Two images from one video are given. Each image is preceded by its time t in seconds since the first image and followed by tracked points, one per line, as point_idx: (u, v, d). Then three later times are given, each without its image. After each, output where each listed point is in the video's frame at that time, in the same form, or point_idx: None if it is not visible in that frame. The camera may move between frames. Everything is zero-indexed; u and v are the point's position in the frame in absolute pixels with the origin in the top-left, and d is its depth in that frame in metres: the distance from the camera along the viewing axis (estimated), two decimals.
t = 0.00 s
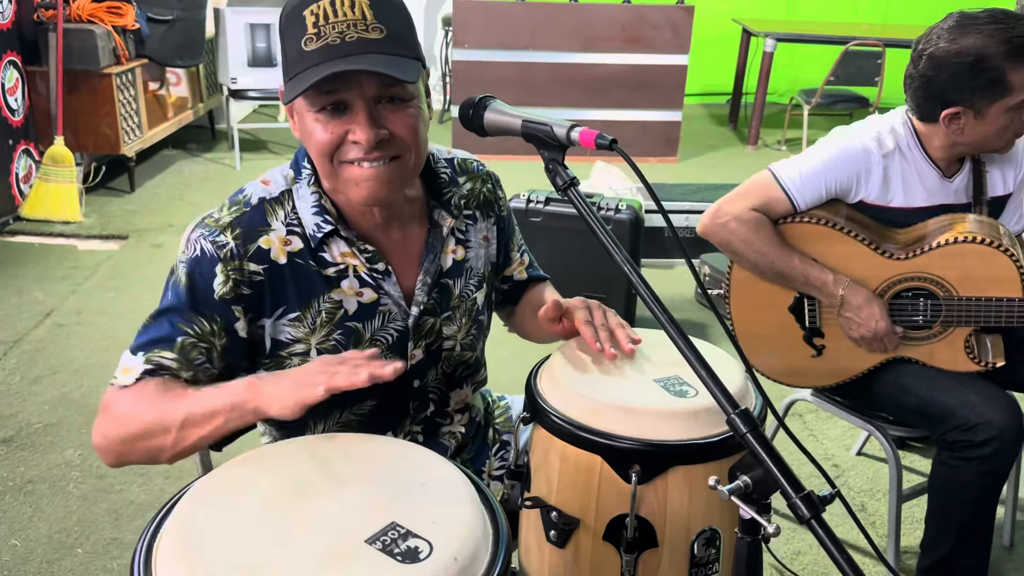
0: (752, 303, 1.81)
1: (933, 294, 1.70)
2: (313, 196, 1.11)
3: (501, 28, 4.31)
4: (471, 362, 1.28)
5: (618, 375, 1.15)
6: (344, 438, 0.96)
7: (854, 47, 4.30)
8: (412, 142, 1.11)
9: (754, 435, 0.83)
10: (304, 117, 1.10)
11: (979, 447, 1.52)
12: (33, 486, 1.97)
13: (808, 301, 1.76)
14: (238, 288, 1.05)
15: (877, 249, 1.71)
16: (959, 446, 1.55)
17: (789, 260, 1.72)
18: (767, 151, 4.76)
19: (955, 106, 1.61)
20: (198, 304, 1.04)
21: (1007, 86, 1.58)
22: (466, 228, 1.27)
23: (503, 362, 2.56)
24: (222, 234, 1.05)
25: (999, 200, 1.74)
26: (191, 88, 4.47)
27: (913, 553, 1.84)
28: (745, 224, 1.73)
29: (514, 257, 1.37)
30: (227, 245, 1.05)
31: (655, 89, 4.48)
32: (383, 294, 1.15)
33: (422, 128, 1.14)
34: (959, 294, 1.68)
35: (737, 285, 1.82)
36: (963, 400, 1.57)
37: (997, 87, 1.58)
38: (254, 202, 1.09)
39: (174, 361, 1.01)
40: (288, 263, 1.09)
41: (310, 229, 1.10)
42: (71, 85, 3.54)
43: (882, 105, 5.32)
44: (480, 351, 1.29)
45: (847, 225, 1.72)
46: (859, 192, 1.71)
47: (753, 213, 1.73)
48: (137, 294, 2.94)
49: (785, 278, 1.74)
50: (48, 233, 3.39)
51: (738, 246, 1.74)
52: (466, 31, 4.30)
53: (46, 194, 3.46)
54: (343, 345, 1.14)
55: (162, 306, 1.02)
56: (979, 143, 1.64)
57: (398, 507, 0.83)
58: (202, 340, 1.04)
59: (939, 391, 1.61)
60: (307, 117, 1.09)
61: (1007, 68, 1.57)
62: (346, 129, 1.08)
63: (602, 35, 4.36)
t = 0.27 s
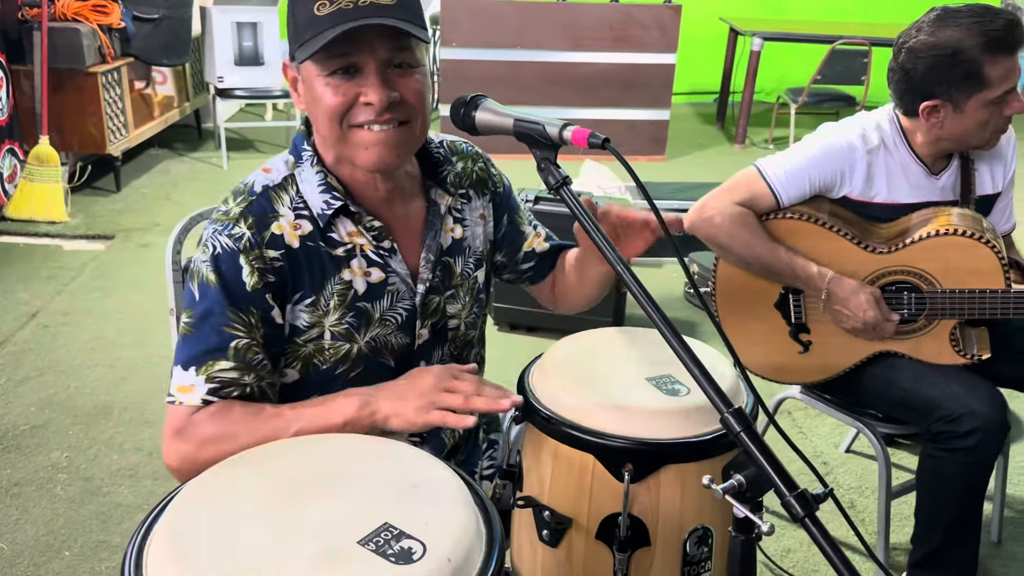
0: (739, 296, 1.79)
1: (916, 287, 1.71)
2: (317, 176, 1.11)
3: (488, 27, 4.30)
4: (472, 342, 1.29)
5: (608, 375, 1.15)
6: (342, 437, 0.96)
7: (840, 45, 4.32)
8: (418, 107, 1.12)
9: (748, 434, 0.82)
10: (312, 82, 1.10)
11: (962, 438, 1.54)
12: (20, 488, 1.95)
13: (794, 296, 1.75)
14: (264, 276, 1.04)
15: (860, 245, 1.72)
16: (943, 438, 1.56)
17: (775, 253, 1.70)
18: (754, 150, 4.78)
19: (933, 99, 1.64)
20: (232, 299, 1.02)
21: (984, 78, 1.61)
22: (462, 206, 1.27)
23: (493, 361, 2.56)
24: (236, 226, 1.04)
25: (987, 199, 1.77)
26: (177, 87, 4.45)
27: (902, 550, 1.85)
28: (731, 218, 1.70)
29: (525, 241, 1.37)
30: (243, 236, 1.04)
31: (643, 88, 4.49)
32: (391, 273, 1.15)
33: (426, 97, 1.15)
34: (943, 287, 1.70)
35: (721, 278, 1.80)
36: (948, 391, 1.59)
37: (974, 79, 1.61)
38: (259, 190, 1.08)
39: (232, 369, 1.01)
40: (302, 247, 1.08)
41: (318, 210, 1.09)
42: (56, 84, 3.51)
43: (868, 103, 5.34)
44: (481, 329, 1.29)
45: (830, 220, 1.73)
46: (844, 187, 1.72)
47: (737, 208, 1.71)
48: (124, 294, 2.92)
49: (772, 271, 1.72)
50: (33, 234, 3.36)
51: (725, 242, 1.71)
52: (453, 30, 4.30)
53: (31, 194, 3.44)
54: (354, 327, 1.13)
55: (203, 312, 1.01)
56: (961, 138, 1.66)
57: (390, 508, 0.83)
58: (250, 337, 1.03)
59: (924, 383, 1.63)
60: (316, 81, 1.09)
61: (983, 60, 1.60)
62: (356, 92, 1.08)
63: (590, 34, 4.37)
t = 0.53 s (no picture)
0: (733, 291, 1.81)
1: (907, 287, 1.72)
2: (336, 163, 1.11)
3: (475, 26, 4.30)
4: (474, 335, 1.28)
5: (598, 373, 1.15)
6: (339, 434, 0.95)
7: (825, 45, 4.35)
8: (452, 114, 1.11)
9: (731, 427, 0.83)
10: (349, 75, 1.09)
11: (949, 440, 1.55)
12: (4, 490, 1.94)
13: (786, 289, 1.77)
14: (273, 259, 1.04)
15: (855, 240, 1.73)
16: (930, 439, 1.57)
17: (777, 245, 1.72)
18: (740, 149, 4.80)
19: (921, 80, 1.67)
20: (239, 277, 1.02)
21: (971, 63, 1.64)
22: (466, 202, 1.26)
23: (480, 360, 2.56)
24: (251, 207, 1.04)
25: (974, 200, 1.79)
26: (162, 87, 4.43)
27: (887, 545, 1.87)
28: (731, 210, 1.72)
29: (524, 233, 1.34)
30: (258, 217, 1.04)
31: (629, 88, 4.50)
32: (400, 262, 1.14)
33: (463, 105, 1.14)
34: (932, 288, 1.71)
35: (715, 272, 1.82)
36: (935, 393, 1.59)
37: (962, 64, 1.65)
38: (277, 174, 1.08)
39: (221, 344, 1.00)
40: (314, 233, 1.08)
41: (335, 196, 1.09)
42: (39, 84, 3.49)
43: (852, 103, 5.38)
44: (484, 323, 1.28)
45: (825, 215, 1.75)
46: (840, 181, 1.74)
47: (737, 199, 1.73)
48: (109, 295, 2.90)
49: (772, 263, 1.73)
50: (16, 234, 3.33)
51: (725, 232, 1.73)
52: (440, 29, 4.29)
53: (15, 194, 3.41)
54: (363, 314, 1.13)
55: (203, 283, 1.00)
56: (944, 125, 1.68)
57: (377, 503, 0.83)
58: (247, 317, 1.02)
59: (911, 384, 1.63)
60: (353, 76, 1.08)
61: (972, 43, 1.63)
62: (393, 92, 1.07)
63: (577, 34, 4.37)
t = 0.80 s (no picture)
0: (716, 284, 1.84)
1: (887, 278, 1.74)
2: (316, 159, 1.13)
3: (457, 28, 4.32)
4: (443, 342, 1.29)
5: (573, 372, 1.16)
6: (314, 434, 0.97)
7: (805, 47, 4.39)
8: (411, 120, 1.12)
9: (695, 422, 0.85)
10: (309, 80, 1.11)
11: (926, 430, 1.58)
12: None
13: (768, 284, 1.79)
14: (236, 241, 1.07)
15: (838, 233, 1.76)
16: (907, 429, 1.60)
17: (754, 240, 1.74)
18: (722, 150, 4.84)
19: (899, 63, 1.74)
20: (195, 251, 1.05)
21: (946, 48, 1.69)
22: (446, 210, 1.27)
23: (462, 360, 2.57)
24: (224, 190, 1.08)
25: (956, 203, 1.82)
26: (144, 89, 4.41)
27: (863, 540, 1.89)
28: (717, 199, 1.73)
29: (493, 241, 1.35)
30: (229, 200, 1.08)
31: (612, 89, 4.53)
32: (375, 261, 1.16)
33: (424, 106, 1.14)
34: (912, 281, 1.73)
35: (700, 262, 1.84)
36: (911, 382, 1.62)
37: (938, 49, 1.69)
38: (257, 165, 1.11)
39: (155, 302, 0.99)
40: (287, 224, 1.11)
41: (313, 190, 1.12)
42: (20, 86, 3.48)
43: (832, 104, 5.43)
44: (452, 329, 1.30)
45: (808, 207, 1.77)
46: (826, 177, 1.77)
47: (725, 188, 1.75)
48: (90, 298, 2.90)
49: (748, 259, 1.75)
50: None
51: (709, 223, 1.74)
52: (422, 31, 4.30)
53: None
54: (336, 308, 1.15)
55: (159, 252, 1.03)
56: (920, 109, 1.71)
57: (348, 500, 0.84)
58: (191, 287, 1.03)
59: (886, 373, 1.65)
60: (311, 83, 1.10)
61: (947, 28, 1.69)
62: (347, 102, 1.09)
63: (559, 36, 4.39)
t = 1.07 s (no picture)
0: (696, 274, 1.80)
1: (868, 271, 1.72)
2: (272, 155, 1.16)
3: (437, 30, 4.34)
4: (417, 333, 1.30)
5: (541, 369, 1.19)
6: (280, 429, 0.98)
7: (782, 49, 4.44)
8: (363, 132, 1.13)
9: (655, 415, 0.87)
10: (263, 97, 1.13)
11: (901, 420, 1.58)
12: None
13: (752, 268, 1.77)
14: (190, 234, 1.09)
15: (824, 224, 1.74)
16: (881, 419, 1.61)
17: (748, 223, 1.72)
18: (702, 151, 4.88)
19: (868, 55, 1.78)
20: (145, 243, 1.06)
21: (909, 40, 1.72)
22: (410, 202, 1.30)
23: (442, 361, 2.59)
24: (181, 185, 1.11)
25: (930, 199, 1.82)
26: (124, 92, 4.41)
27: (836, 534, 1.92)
28: (711, 185, 1.71)
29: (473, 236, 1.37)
30: (185, 195, 1.10)
31: (591, 91, 4.56)
32: (337, 255, 1.19)
33: (375, 120, 1.16)
34: (891, 274, 1.71)
35: (688, 247, 1.80)
36: (887, 373, 1.62)
37: (902, 41, 1.73)
38: (214, 162, 1.15)
39: (101, 292, 1.00)
40: (244, 219, 1.14)
41: (269, 186, 1.15)
42: None
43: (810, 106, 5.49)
44: (427, 320, 1.31)
45: (794, 196, 1.76)
46: (809, 168, 1.77)
47: (714, 175, 1.72)
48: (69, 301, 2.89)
49: (742, 243, 1.73)
50: None
51: (702, 207, 1.71)
52: (403, 34, 4.32)
53: None
54: (298, 302, 1.17)
55: (109, 240, 1.04)
56: (885, 101, 1.73)
57: (315, 493, 0.86)
58: (138, 278, 1.04)
59: (863, 366, 1.65)
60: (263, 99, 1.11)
61: (910, 20, 1.72)
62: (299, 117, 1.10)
63: (539, 39, 4.42)
